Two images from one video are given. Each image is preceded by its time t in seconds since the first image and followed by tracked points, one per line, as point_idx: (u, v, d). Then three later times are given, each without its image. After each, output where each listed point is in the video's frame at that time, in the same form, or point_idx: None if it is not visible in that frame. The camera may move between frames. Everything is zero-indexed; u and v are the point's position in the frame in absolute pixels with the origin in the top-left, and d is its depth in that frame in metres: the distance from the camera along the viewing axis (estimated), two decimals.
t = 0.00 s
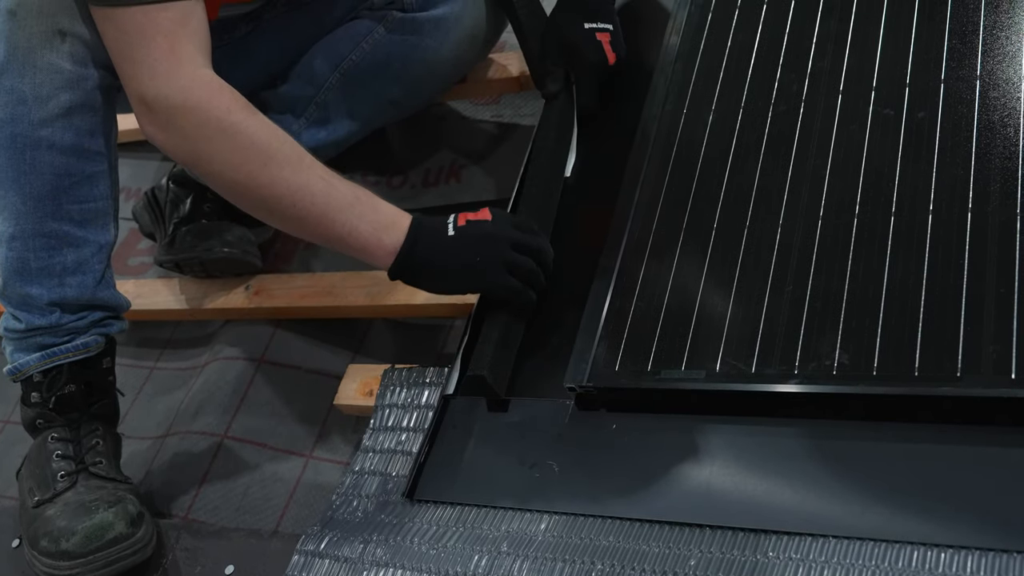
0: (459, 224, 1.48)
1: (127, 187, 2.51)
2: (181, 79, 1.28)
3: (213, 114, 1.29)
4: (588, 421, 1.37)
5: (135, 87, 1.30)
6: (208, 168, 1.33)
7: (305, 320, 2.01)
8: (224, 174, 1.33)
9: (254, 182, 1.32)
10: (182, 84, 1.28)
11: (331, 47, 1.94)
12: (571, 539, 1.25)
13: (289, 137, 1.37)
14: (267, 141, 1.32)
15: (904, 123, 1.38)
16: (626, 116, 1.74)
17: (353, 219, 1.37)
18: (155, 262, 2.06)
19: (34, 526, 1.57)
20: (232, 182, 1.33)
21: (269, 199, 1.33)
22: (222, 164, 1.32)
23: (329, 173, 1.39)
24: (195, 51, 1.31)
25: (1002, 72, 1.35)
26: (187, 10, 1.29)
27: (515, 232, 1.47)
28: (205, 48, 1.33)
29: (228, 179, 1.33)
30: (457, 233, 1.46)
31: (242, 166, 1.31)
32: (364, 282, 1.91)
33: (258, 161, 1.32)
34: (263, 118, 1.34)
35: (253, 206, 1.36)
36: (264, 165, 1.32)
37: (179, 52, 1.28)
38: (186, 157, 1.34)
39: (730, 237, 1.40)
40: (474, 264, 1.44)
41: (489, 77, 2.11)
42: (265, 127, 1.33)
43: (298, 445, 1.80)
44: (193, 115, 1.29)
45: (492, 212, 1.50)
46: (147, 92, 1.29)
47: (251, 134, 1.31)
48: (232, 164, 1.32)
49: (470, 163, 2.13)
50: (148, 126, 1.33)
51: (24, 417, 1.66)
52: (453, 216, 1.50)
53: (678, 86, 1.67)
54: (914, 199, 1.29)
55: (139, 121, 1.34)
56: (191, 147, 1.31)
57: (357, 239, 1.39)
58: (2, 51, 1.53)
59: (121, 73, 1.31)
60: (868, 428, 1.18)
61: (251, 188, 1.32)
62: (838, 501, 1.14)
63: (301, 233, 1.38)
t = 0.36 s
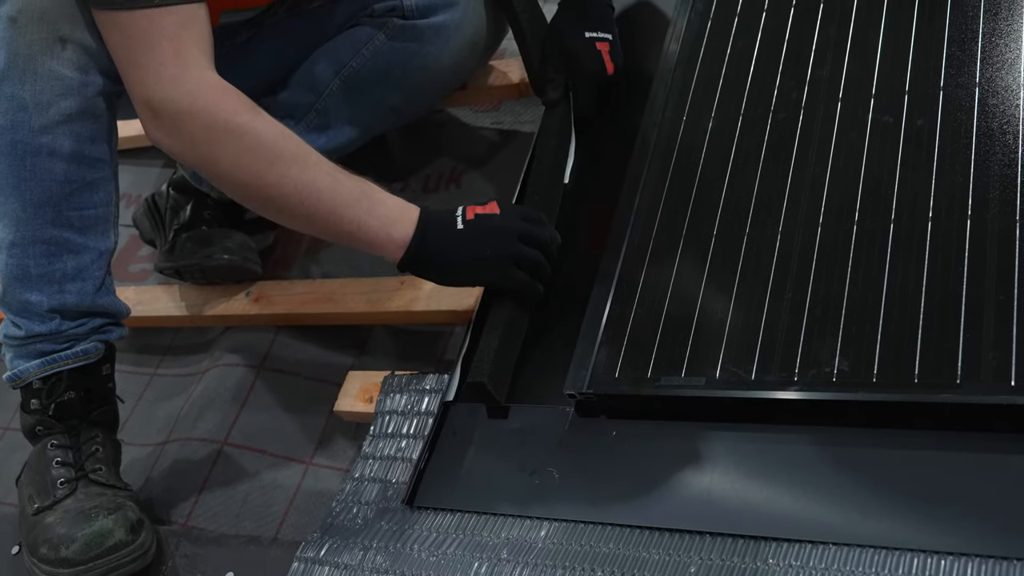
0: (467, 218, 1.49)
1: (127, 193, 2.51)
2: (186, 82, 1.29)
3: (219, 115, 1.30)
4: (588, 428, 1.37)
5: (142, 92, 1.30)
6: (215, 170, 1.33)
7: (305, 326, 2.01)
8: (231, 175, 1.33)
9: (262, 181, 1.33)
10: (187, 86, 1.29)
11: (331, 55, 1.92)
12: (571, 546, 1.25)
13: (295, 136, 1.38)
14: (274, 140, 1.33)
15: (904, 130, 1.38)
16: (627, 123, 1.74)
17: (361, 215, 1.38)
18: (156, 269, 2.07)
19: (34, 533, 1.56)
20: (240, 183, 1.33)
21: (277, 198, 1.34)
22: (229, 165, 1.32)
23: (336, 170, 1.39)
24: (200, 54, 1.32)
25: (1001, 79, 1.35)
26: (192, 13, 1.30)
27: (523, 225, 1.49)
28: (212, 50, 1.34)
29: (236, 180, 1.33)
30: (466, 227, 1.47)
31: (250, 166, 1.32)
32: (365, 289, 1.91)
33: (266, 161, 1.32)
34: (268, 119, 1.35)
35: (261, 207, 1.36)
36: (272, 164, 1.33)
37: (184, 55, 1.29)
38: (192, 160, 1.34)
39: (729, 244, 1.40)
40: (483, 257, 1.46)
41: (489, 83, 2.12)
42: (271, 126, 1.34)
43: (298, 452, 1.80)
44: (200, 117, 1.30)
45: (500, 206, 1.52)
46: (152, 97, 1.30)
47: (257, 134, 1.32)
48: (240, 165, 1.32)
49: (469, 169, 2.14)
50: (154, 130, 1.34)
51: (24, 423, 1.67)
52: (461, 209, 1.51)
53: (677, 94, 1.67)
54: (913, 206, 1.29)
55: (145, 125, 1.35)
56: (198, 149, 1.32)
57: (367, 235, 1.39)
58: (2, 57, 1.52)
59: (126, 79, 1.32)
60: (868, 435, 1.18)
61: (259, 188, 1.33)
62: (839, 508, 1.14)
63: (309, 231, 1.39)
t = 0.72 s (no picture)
0: (478, 204, 1.55)
1: (128, 199, 2.51)
2: (198, 84, 1.31)
3: (233, 116, 1.33)
4: (588, 433, 1.37)
5: (150, 95, 1.31)
6: (230, 169, 1.37)
7: (305, 331, 2.01)
8: (246, 174, 1.37)
9: (278, 180, 1.37)
10: (199, 88, 1.31)
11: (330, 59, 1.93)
12: (571, 552, 1.25)
13: (303, 130, 1.42)
14: (288, 138, 1.37)
15: (903, 136, 1.38)
16: (627, 127, 1.74)
17: (374, 206, 1.45)
18: (156, 274, 2.07)
19: (34, 538, 1.56)
20: (254, 181, 1.38)
21: (293, 194, 1.39)
22: (244, 164, 1.36)
23: (345, 161, 1.45)
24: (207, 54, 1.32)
25: (1000, 85, 1.36)
26: (198, 14, 1.30)
27: (533, 208, 1.55)
28: (218, 49, 1.34)
29: (252, 178, 1.38)
30: (477, 212, 1.54)
31: (265, 165, 1.36)
32: (365, 294, 1.92)
33: (281, 159, 1.37)
34: (277, 115, 1.38)
35: (276, 201, 1.41)
36: (287, 162, 1.37)
37: (192, 57, 1.30)
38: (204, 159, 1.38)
39: (729, 249, 1.40)
40: (497, 240, 1.51)
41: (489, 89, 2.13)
42: (281, 123, 1.38)
43: (298, 458, 1.80)
44: (213, 119, 1.32)
45: (509, 190, 1.58)
46: (162, 100, 1.31)
47: (269, 132, 1.36)
48: (255, 164, 1.36)
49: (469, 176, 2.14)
50: (164, 131, 1.35)
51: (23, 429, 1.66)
52: (472, 196, 1.58)
53: (678, 98, 1.67)
54: (913, 212, 1.29)
55: (152, 126, 1.36)
56: (211, 150, 1.35)
57: (381, 224, 1.47)
58: (5, 62, 1.51)
59: (133, 81, 1.32)
60: (868, 440, 1.18)
61: (275, 185, 1.38)
62: (839, 514, 1.14)
63: (323, 222, 1.45)
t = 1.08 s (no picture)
0: (489, 186, 1.58)
1: (129, 203, 2.52)
2: (211, 80, 1.34)
3: (247, 111, 1.36)
4: (588, 437, 1.37)
5: (165, 93, 1.34)
6: (247, 164, 1.41)
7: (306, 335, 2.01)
8: (262, 167, 1.41)
9: (293, 172, 1.41)
10: (213, 84, 1.34)
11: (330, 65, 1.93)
12: (571, 556, 1.24)
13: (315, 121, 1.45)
14: (302, 130, 1.40)
15: (903, 140, 1.38)
16: (627, 132, 1.74)
17: (388, 194, 1.49)
18: (158, 279, 2.07)
19: (34, 543, 1.56)
20: (270, 173, 1.42)
21: (307, 186, 1.43)
22: (259, 159, 1.40)
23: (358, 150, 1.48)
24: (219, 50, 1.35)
25: (999, 89, 1.36)
26: (208, 12, 1.32)
27: (544, 189, 1.58)
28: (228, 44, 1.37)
29: (268, 172, 1.41)
30: (489, 195, 1.57)
31: (280, 158, 1.40)
32: (365, 298, 1.92)
33: (295, 151, 1.40)
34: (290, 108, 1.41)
35: (292, 193, 1.45)
36: (301, 154, 1.41)
37: (204, 54, 1.32)
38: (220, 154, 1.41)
39: (729, 254, 1.41)
40: (509, 223, 1.56)
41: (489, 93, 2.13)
42: (294, 115, 1.41)
43: (298, 462, 1.80)
44: (228, 114, 1.35)
45: (519, 170, 1.61)
46: (178, 98, 1.34)
47: (283, 125, 1.39)
48: (270, 157, 1.40)
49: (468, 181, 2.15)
50: (179, 128, 1.39)
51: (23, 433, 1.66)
52: (483, 176, 1.61)
53: (678, 103, 1.67)
54: (912, 216, 1.29)
55: (167, 122, 1.40)
56: (226, 145, 1.38)
57: (395, 211, 1.51)
58: (9, 66, 1.52)
59: (146, 80, 1.36)
60: (868, 445, 1.18)
61: (290, 178, 1.42)
62: (839, 519, 1.14)
63: (338, 211, 1.49)
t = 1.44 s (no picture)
0: (490, 186, 1.59)
1: (130, 206, 2.52)
2: (215, 71, 1.40)
3: (250, 104, 1.41)
4: (588, 441, 1.37)
5: (171, 85, 1.41)
6: (249, 155, 1.46)
7: (306, 338, 2.01)
8: (265, 160, 1.46)
9: (292, 163, 1.46)
10: (216, 75, 1.40)
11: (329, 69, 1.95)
12: (571, 559, 1.24)
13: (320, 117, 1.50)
14: (302, 122, 1.45)
15: (903, 144, 1.38)
16: (628, 136, 1.74)
17: (389, 190, 1.51)
18: (161, 284, 2.07)
19: (34, 546, 1.56)
20: (274, 165, 1.46)
21: (309, 177, 1.47)
22: (262, 150, 1.45)
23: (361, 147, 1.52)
24: (224, 43, 1.41)
25: (999, 93, 1.36)
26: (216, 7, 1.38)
27: (544, 189, 1.59)
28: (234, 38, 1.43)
29: (269, 163, 1.46)
30: (489, 195, 1.58)
31: (282, 150, 1.44)
32: (365, 301, 1.92)
33: (297, 144, 1.45)
34: (295, 103, 1.46)
35: (295, 186, 1.49)
36: (303, 147, 1.45)
37: (209, 47, 1.39)
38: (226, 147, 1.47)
39: (729, 257, 1.41)
40: (509, 221, 1.57)
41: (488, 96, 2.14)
42: (297, 110, 1.46)
43: (298, 465, 1.79)
44: (229, 105, 1.41)
45: (520, 172, 1.62)
46: (182, 88, 1.40)
47: (286, 118, 1.44)
48: (273, 149, 1.44)
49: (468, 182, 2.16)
50: (187, 120, 1.45)
51: (23, 435, 1.67)
52: (484, 176, 1.62)
53: (676, 108, 1.67)
54: (912, 220, 1.29)
55: (176, 115, 1.46)
56: (231, 137, 1.44)
57: (393, 206, 1.53)
58: (17, 71, 1.52)
59: (156, 73, 1.43)
60: (869, 449, 1.18)
61: (292, 170, 1.46)
62: (839, 523, 1.14)
63: (341, 205, 1.52)
